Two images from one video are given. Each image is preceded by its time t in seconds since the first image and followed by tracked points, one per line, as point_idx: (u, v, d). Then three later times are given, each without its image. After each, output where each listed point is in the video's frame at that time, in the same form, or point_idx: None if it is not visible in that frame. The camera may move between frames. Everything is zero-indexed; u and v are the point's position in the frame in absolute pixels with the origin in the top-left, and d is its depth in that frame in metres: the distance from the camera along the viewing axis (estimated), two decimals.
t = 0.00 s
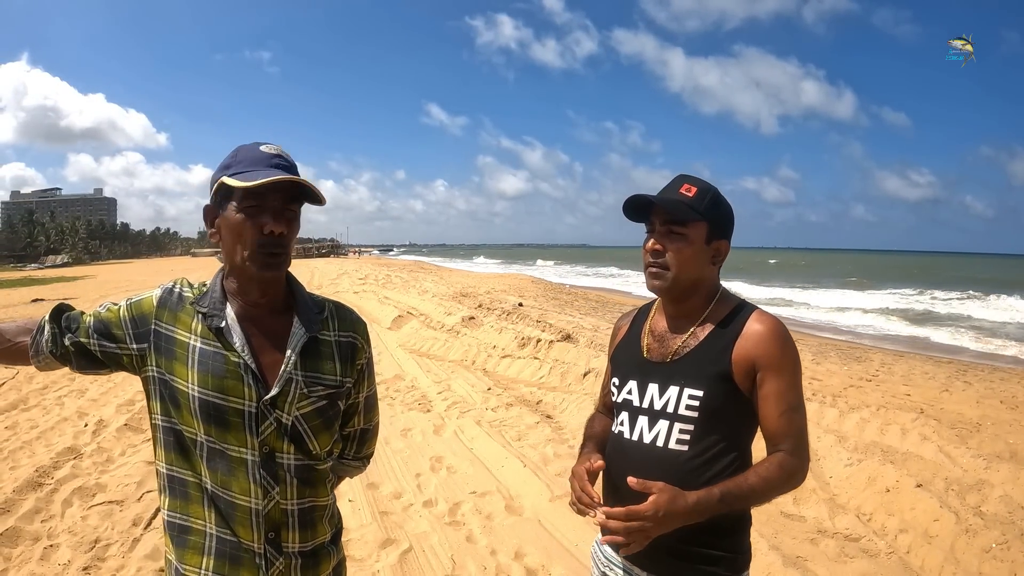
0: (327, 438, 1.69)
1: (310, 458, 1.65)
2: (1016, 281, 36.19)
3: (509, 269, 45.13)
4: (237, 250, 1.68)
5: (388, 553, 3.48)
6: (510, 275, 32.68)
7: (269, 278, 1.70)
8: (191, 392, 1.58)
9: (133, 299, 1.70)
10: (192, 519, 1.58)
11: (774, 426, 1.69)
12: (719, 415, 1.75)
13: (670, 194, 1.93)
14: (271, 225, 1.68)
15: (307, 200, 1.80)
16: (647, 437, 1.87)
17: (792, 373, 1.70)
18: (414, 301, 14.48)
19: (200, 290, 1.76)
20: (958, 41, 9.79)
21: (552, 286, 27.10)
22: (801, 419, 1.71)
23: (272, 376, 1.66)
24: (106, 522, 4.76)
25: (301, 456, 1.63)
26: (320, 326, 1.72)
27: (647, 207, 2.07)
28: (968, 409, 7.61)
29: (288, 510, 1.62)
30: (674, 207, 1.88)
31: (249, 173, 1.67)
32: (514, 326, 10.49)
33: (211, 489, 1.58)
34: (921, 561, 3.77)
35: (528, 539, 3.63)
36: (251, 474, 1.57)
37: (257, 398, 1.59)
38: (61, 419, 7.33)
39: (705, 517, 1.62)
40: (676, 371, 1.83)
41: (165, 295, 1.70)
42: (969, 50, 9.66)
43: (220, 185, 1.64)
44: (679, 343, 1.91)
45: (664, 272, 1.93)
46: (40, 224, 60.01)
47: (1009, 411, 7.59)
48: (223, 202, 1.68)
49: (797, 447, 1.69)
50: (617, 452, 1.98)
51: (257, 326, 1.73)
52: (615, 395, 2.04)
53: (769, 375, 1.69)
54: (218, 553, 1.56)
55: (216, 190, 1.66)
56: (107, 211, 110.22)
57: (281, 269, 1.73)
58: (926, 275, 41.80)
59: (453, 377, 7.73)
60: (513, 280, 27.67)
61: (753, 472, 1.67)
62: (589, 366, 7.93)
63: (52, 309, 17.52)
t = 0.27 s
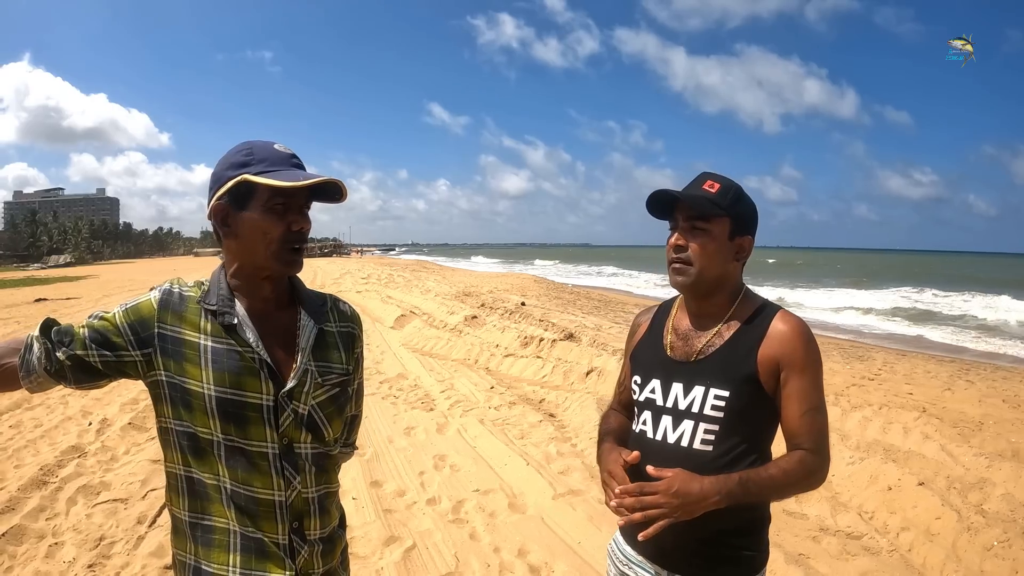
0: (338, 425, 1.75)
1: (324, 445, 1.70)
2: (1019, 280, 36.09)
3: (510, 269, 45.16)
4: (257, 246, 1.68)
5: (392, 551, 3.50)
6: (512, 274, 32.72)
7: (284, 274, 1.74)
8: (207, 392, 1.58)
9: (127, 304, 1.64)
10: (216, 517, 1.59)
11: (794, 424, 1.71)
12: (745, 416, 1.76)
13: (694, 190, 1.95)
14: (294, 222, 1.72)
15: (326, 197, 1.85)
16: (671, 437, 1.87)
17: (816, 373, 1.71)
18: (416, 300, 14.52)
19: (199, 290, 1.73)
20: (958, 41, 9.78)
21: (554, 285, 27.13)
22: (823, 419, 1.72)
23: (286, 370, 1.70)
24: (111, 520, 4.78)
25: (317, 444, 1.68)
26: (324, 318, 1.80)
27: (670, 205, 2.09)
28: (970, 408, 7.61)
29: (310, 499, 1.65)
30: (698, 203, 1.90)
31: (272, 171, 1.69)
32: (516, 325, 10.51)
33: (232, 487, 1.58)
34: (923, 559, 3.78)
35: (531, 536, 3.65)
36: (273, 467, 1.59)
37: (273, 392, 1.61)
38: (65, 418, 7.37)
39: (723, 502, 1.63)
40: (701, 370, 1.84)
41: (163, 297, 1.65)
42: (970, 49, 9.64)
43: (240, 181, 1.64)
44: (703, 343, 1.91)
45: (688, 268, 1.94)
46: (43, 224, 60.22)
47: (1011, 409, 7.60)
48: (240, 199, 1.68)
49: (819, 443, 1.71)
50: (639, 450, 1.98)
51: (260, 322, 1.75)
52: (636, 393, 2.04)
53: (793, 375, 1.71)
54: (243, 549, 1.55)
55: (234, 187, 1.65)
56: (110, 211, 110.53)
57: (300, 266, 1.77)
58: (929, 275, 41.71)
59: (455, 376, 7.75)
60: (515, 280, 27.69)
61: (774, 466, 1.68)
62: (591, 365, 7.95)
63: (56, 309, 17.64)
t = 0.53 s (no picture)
0: (338, 421, 1.77)
1: (324, 440, 1.72)
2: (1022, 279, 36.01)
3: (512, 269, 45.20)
4: (263, 241, 1.71)
5: (394, 548, 3.53)
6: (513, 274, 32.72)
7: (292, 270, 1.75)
8: (211, 386, 1.59)
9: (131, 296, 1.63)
10: (214, 511, 1.59)
11: (805, 424, 1.73)
12: (756, 414, 1.78)
13: (704, 189, 1.97)
14: (301, 219, 1.73)
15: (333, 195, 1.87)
16: (684, 435, 1.88)
17: (827, 373, 1.73)
18: (418, 299, 14.56)
19: (203, 284, 1.73)
20: (959, 41, 9.75)
21: (555, 285, 27.16)
22: (833, 419, 1.74)
23: (289, 368, 1.72)
24: (114, 518, 4.81)
25: (317, 439, 1.70)
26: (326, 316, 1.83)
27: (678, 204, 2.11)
28: (971, 407, 7.62)
29: (309, 492, 1.67)
30: (708, 202, 1.93)
31: (280, 169, 1.71)
32: (518, 325, 10.53)
33: (234, 480, 1.59)
34: (923, 557, 3.80)
35: (533, 534, 3.67)
36: (274, 460, 1.61)
37: (277, 387, 1.63)
38: (69, 417, 7.41)
39: (732, 498, 1.66)
40: (714, 369, 1.85)
41: (168, 290, 1.65)
42: (971, 49, 9.63)
43: (248, 178, 1.67)
44: (716, 342, 1.92)
45: (700, 267, 1.96)
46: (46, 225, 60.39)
47: (1012, 408, 7.60)
48: (249, 195, 1.71)
49: (829, 443, 1.73)
50: (652, 447, 1.99)
51: (265, 317, 1.78)
52: (647, 390, 2.06)
53: (804, 375, 1.73)
54: (242, 542, 1.57)
55: (242, 183, 1.68)
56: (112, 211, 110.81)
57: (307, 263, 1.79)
58: (931, 274, 41.64)
59: (457, 375, 7.78)
60: (516, 280, 27.72)
61: (784, 463, 1.70)
62: (593, 364, 7.96)
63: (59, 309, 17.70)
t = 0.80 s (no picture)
0: (341, 424, 1.81)
1: (325, 441, 1.76)
2: None
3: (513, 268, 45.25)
4: (255, 244, 1.78)
5: (399, 545, 3.56)
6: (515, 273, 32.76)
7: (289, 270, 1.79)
8: (219, 380, 1.62)
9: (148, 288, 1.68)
10: (213, 503, 1.61)
11: (808, 422, 1.76)
12: (760, 412, 1.81)
13: (709, 191, 2.00)
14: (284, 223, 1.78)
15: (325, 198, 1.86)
16: (690, 430, 1.92)
17: (830, 373, 1.76)
18: (420, 299, 14.61)
19: (217, 282, 1.77)
20: (959, 41, 9.75)
21: (556, 284, 27.19)
22: (835, 419, 1.77)
23: (297, 369, 1.76)
24: (120, 517, 4.83)
25: (318, 439, 1.73)
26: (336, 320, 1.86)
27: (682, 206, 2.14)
28: (972, 405, 7.64)
29: (308, 491, 1.70)
30: (714, 203, 1.95)
31: (266, 174, 1.76)
32: (520, 324, 10.57)
33: (236, 473, 1.61)
34: (923, 553, 3.83)
35: (536, 530, 3.71)
36: (275, 456, 1.64)
37: (282, 386, 1.66)
38: (73, 417, 7.45)
39: (737, 493, 1.69)
40: (721, 366, 1.88)
41: (184, 286, 1.69)
42: (972, 49, 9.65)
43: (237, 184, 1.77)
44: (723, 340, 1.95)
45: (707, 267, 1.99)
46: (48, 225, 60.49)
47: (1013, 406, 7.62)
48: (246, 201, 1.81)
49: (831, 442, 1.77)
50: (659, 441, 2.02)
51: (276, 317, 1.82)
52: (653, 386, 2.09)
53: (808, 374, 1.76)
54: (239, 535, 1.59)
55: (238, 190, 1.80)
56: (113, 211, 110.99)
57: (297, 265, 1.81)
58: (933, 273, 41.62)
59: (460, 374, 7.82)
60: (518, 279, 27.76)
61: (789, 460, 1.73)
62: (595, 363, 8.00)
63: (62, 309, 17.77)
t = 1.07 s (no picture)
0: (354, 422, 1.86)
1: (340, 439, 1.82)
2: None
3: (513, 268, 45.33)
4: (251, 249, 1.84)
5: (405, 542, 3.61)
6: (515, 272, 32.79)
7: (285, 270, 1.79)
8: (235, 382, 1.66)
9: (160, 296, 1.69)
10: (232, 504, 1.65)
11: (804, 420, 1.80)
12: (758, 410, 1.86)
13: (713, 194, 2.05)
14: (265, 224, 1.78)
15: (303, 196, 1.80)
16: (689, 427, 1.97)
17: (827, 373, 1.80)
18: (421, 299, 14.68)
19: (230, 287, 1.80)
20: (959, 41, 9.77)
21: (556, 284, 27.26)
22: (832, 417, 1.80)
23: (312, 368, 1.80)
24: (127, 516, 4.85)
25: (334, 437, 1.78)
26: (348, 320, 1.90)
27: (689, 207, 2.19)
28: (971, 403, 7.70)
29: (324, 487, 1.75)
30: (718, 206, 2.01)
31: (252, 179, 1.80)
32: (521, 323, 10.63)
33: (254, 473, 1.66)
34: (922, 549, 3.88)
35: (540, 528, 3.76)
36: (293, 455, 1.69)
37: (297, 386, 1.71)
38: (77, 417, 7.48)
39: (736, 488, 1.74)
40: (720, 365, 1.93)
41: (197, 292, 1.71)
42: (972, 49, 9.68)
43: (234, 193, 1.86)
44: (723, 339, 2.00)
45: (709, 267, 2.04)
46: (48, 226, 60.53)
47: (1012, 404, 7.68)
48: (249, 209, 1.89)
49: (830, 441, 1.81)
50: (659, 438, 2.08)
51: (289, 317, 1.85)
52: (656, 383, 2.14)
53: (804, 373, 1.81)
54: (259, 533, 1.64)
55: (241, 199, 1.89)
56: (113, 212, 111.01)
57: (281, 265, 1.79)
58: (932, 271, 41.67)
59: (462, 374, 7.87)
60: (518, 279, 27.83)
61: (786, 455, 1.78)
62: (596, 362, 8.05)
63: (64, 310, 17.81)
